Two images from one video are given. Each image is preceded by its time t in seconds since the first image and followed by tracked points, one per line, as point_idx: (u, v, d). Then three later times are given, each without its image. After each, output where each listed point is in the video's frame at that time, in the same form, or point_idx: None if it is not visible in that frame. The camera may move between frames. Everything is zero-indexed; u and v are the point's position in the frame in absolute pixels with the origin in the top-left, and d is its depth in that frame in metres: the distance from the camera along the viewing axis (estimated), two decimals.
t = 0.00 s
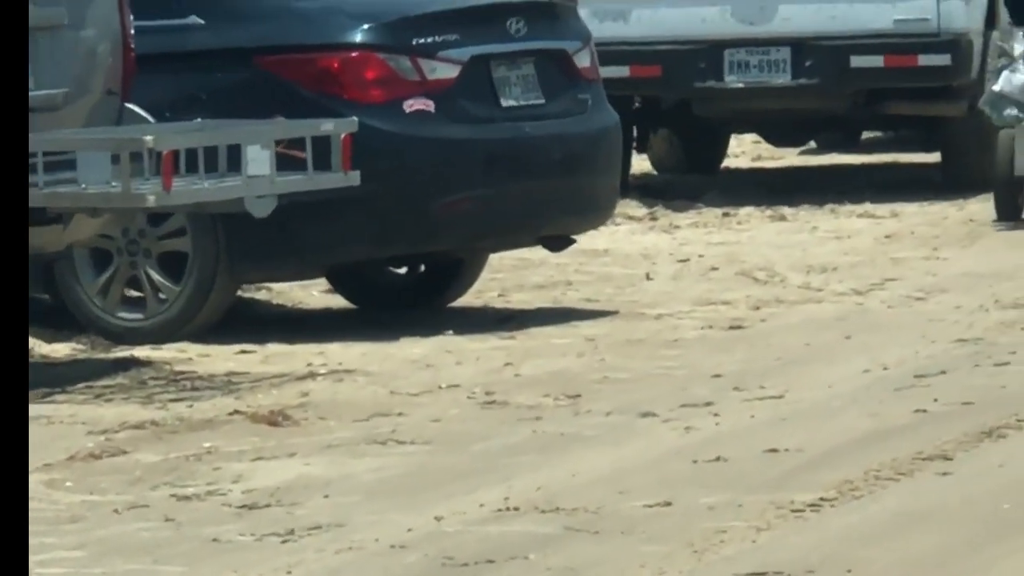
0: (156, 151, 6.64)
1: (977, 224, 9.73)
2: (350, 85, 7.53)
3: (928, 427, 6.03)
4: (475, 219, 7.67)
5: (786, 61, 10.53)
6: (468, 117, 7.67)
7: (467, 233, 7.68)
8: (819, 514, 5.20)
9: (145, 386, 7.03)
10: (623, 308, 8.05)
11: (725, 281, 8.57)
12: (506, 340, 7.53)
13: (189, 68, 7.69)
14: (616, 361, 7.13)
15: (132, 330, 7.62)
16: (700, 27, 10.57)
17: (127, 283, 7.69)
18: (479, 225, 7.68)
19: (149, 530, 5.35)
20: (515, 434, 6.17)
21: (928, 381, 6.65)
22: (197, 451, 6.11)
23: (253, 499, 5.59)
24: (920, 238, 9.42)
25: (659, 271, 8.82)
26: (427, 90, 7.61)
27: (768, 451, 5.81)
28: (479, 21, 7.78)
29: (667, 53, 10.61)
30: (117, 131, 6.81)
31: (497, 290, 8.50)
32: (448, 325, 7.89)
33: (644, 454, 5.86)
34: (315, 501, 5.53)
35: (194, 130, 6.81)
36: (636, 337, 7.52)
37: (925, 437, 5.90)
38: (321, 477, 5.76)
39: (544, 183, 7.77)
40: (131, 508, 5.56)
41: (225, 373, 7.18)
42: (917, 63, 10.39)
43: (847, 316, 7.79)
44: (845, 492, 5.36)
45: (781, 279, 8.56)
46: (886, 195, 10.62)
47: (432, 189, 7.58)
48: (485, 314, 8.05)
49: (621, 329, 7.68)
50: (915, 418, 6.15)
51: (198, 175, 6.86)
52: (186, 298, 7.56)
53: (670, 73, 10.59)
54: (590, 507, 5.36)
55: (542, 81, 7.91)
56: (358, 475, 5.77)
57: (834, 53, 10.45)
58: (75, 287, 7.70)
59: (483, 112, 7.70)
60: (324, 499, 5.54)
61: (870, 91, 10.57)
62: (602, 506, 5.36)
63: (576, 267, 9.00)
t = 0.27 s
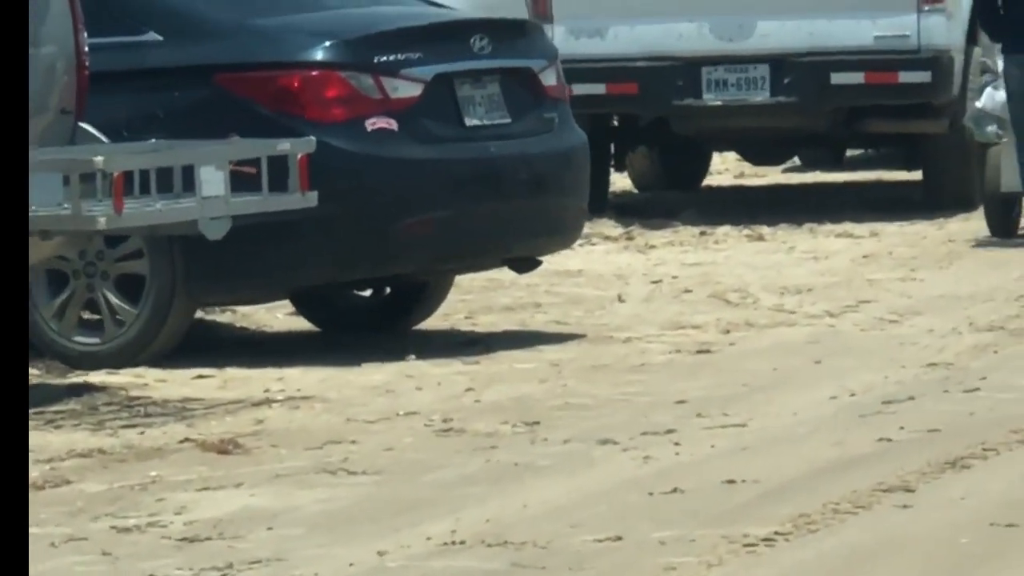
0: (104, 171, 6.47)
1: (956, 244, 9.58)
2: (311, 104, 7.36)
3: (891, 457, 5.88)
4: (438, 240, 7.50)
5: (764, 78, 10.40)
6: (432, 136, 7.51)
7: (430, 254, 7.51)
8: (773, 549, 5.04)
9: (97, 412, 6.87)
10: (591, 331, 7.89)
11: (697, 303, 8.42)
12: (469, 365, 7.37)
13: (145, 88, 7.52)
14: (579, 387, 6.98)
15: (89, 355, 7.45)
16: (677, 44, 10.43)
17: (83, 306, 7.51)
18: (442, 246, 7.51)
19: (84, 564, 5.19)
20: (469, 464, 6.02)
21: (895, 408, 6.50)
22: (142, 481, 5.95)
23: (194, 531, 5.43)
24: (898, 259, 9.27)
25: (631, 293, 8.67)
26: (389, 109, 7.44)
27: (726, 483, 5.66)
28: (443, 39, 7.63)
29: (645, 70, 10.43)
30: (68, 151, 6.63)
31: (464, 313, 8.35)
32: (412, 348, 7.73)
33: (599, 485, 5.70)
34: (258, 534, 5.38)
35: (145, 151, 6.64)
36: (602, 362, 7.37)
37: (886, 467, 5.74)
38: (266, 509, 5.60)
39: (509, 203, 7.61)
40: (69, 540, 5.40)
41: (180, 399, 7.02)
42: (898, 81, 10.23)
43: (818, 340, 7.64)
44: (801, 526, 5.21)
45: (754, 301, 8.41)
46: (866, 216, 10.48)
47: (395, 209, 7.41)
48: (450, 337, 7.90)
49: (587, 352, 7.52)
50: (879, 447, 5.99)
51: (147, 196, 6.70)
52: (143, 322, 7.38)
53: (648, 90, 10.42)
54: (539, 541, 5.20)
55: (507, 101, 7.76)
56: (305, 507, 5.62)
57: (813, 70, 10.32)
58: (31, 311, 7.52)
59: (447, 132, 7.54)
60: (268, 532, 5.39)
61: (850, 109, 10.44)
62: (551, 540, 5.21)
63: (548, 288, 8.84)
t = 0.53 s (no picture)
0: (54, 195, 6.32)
1: (936, 263, 9.44)
2: (270, 122, 7.20)
3: (852, 485, 5.73)
4: (401, 260, 7.33)
5: (742, 93, 10.23)
6: (394, 155, 7.35)
7: (393, 275, 7.35)
8: None
9: (48, 436, 6.73)
10: (558, 353, 7.75)
11: (668, 323, 8.28)
12: (431, 389, 7.23)
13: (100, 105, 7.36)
14: (540, 412, 6.83)
15: (45, 378, 7.29)
16: (655, 58, 10.29)
17: (39, 328, 7.36)
18: (405, 266, 7.35)
19: None
20: (421, 492, 5.87)
21: (861, 434, 6.35)
22: (85, 510, 5.80)
23: (133, 563, 5.28)
24: (875, 278, 9.13)
25: (602, 313, 8.53)
26: (350, 127, 7.29)
27: (680, 513, 5.51)
28: (407, 55, 7.47)
29: (622, 85, 10.27)
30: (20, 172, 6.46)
31: (431, 333, 8.21)
32: (375, 372, 7.57)
33: (551, 516, 5.56)
34: (197, 566, 5.23)
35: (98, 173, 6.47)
36: (566, 385, 7.22)
37: (847, 497, 5.60)
38: (209, 540, 5.45)
39: (474, 223, 7.46)
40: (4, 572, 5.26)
41: (134, 423, 6.88)
42: (879, 97, 10.06)
43: (788, 362, 7.49)
44: (754, 559, 5.06)
45: (726, 322, 8.27)
46: (846, 233, 10.32)
47: (358, 229, 7.24)
48: (414, 359, 7.75)
49: (552, 375, 7.38)
50: (841, 475, 5.85)
51: (99, 218, 6.57)
52: (99, 344, 7.22)
53: (624, 105, 10.26)
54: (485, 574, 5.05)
55: (472, 118, 7.61)
56: (249, 538, 5.47)
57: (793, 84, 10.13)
58: None
59: (409, 150, 7.39)
60: (207, 564, 5.24)
61: (829, 124, 10.25)
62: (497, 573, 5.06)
63: (518, 308, 8.70)
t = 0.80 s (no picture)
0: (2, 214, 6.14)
1: (914, 279, 9.28)
2: (228, 138, 7.00)
3: (813, 512, 5.56)
4: (361, 279, 7.16)
5: (721, 106, 10.08)
6: (353, 171, 7.18)
7: (352, 295, 7.17)
8: None
9: None
10: (523, 372, 7.58)
11: (638, 342, 8.12)
12: (391, 410, 7.07)
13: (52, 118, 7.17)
14: (500, 435, 6.67)
15: None
16: (631, 71, 10.12)
17: None
18: (365, 285, 7.17)
19: None
20: (369, 519, 5.71)
21: (826, 458, 6.18)
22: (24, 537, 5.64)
23: None
24: (852, 295, 8.97)
25: (572, 331, 8.37)
26: (309, 143, 7.11)
27: (634, 542, 5.35)
28: (368, 69, 7.31)
29: (596, 98, 10.10)
30: None
31: (396, 352, 8.04)
32: (337, 393, 7.40)
33: (500, 544, 5.39)
34: None
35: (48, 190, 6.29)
36: (529, 406, 7.06)
37: (806, 525, 5.43)
38: (147, 570, 5.29)
39: (435, 240, 7.29)
40: None
41: (84, 444, 6.71)
42: (859, 110, 9.96)
43: (757, 382, 7.33)
44: None
45: (698, 340, 8.11)
46: (826, 248, 10.15)
47: (316, 247, 7.06)
48: (377, 379, 7.59)
49: (515, 396, 7.21)
50: (802, 501, 5.68)
51: (46, 236, 6.39)
52: (52, 365, 7.05)
53: (600, 118, 10.10)
54: None
55: (434, 134, 7.45)
56: (188, 567, 5.30)
57: (770, 97, 10.01)
58: None
59: (368, 166, 7.22)
60: None
61: (808, 138, 10.13)
62: None
63: (486, 325, 8.54)
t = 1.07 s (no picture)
0: None
1: (892, 293, 9.13)
2: (185, 151, 6.82)
3: (772, 537, 5.42)
4: (321, 294, 6.99)
5: (699, 116, 9.93)
6: (314, 184, 7.01)
7: (311, 311, 7.00)
8: None
9: None
10: (488, 389, 7.43)
11: (607, 358, 7.96)
12: (350, 429, 6.91)
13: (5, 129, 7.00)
14: (459, 455, 6.52)
15: None
16: (608, 81, 9.96)
17: None
18: (324, 301, 7.01)
19: None
20: (317, 544, 5.56)
21: (789, 479, 6.03)
22: None
23: None
24: (828, 310, 8.82)
25: (542, 346, 8.22)
26: (268, 155, 6.94)
27: (586, 569, 5.19)
28: (327, 81, 7.16)
29: (571, 108, 9.96)
30: None
31: (360, 368, 7.89)
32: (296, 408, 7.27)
33: (449, 570, 5.24)
34: None
35: None
36: (491, 425, 6.90)
37: (764, 550, 5.28)
38: None
39: (397, 254, 7.13)
40: None
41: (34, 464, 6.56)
42: (837, 120, 9.80)
43: (726, 399, 7.18)
44: None
45: (668, 356, 7.96)
46: (806, 260, 10.00)
47: (275, 262, 6.90)
48: (339, 396, 7.45)
49: (478, 414, 7.06)
50: (761, 526, 5.53)
51: None
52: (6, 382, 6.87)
53: (575, 129, 9.96)
54: None
55: (396, 145, 7.30)
56: None
57: (749, 107, 9.86)
58: None
59: (328, 179, 7.05)
60: None
61: (787, 148, 10.00)
62: None
63: (454, 341, 8.39)
